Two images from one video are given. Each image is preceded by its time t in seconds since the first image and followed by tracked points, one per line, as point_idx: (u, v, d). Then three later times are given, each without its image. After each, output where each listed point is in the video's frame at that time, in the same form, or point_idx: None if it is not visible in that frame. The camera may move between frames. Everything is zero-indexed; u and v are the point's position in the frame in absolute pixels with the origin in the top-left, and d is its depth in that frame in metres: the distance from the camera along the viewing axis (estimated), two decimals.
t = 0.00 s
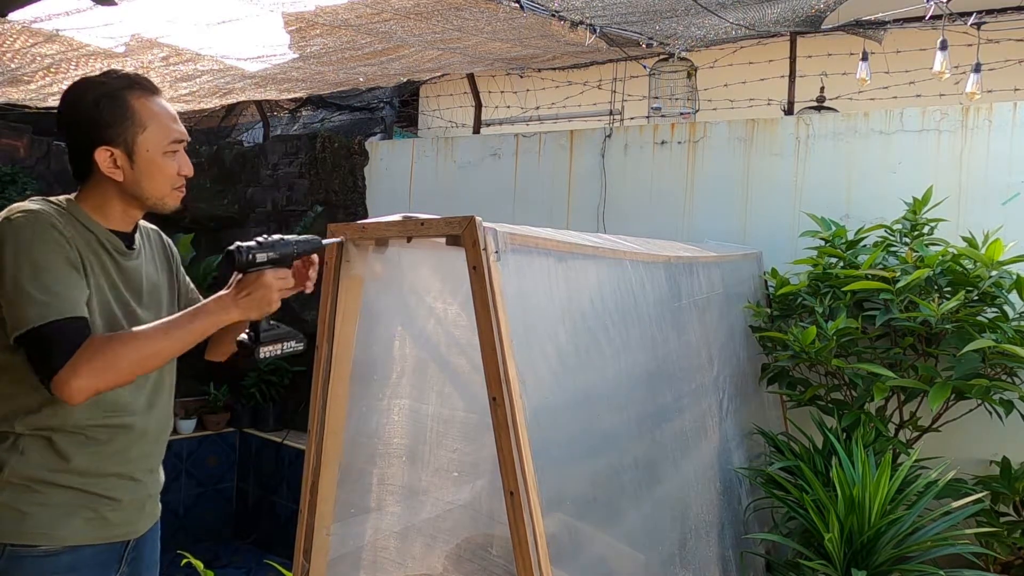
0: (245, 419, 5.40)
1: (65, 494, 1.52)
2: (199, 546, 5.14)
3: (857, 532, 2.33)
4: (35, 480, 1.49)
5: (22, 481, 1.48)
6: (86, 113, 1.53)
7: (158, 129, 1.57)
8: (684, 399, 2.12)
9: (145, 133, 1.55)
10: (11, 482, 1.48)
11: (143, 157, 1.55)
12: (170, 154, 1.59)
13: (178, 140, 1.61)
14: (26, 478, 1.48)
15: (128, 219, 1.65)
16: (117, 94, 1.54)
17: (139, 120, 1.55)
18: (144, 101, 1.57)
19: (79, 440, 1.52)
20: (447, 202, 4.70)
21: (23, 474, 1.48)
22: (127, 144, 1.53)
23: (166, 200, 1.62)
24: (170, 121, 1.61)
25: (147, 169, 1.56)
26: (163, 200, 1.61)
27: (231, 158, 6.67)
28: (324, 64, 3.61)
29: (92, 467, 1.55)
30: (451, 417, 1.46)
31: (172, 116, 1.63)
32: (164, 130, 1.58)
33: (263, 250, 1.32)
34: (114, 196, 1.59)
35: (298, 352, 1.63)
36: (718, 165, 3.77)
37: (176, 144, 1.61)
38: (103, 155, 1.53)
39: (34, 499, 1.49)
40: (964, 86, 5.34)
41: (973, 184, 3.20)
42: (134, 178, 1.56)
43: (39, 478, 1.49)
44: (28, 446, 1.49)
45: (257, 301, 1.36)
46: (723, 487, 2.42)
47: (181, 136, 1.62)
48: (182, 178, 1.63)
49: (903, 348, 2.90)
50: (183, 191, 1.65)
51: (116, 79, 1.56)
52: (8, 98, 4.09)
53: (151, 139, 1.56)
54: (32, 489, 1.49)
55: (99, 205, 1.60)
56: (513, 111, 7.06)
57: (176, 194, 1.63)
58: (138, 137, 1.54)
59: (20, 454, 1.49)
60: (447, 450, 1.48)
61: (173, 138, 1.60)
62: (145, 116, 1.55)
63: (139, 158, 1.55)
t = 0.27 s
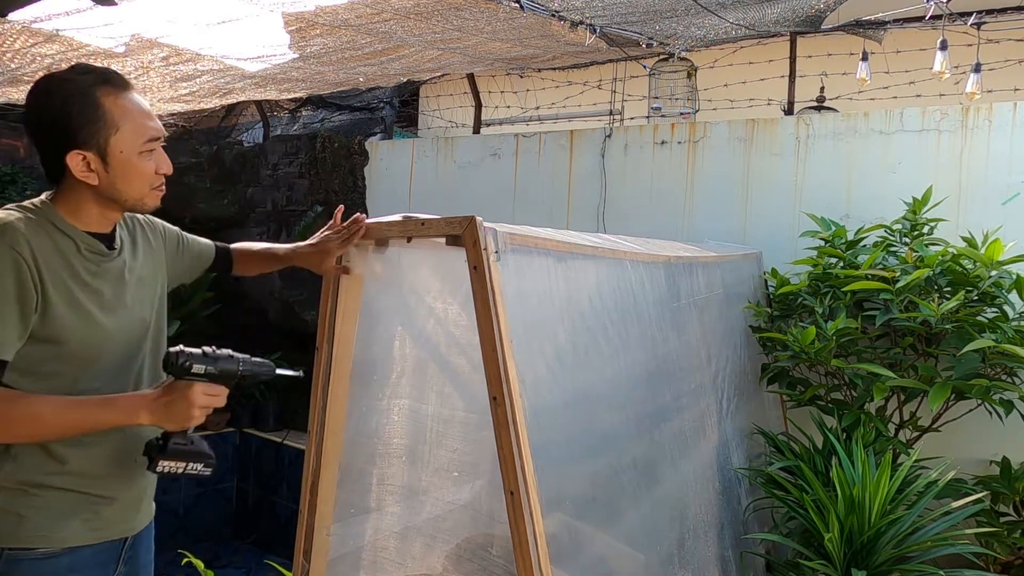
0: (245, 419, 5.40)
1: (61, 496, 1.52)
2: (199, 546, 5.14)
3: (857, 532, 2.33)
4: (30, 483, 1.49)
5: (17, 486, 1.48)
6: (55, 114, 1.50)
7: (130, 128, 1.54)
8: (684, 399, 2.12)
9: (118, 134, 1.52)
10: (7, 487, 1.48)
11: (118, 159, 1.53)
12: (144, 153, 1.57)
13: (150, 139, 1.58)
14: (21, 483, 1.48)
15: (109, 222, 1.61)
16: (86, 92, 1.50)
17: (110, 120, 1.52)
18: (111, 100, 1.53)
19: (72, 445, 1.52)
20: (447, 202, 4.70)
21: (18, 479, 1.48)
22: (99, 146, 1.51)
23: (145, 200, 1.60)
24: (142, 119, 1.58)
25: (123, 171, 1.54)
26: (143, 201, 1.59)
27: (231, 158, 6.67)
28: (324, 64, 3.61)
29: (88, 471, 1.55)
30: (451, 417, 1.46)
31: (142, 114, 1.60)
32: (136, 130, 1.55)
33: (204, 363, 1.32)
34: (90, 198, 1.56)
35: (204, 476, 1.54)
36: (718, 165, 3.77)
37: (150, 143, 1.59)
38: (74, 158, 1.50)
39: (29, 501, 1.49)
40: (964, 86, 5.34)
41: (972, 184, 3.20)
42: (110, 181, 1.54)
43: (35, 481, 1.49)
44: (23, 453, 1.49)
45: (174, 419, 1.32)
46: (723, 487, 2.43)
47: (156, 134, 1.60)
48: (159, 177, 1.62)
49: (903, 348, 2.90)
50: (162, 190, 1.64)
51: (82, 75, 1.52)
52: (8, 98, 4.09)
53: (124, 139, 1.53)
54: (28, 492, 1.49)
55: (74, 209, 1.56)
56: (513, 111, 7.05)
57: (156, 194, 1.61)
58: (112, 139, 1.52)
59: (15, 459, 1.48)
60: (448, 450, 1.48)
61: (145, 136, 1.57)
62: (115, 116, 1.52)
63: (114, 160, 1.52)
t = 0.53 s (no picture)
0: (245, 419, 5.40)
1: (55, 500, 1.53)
2: (199, 546, 5.14)
3: (857, 532, 2.33)
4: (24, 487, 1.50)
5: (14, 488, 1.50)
6: (41, 116, 1.53)
7: (116, 129, 1.57)
8: (684, 399, 2.12)
9: (102, 135, 1.55)
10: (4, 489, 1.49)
11: (102, 159, 1.55)
12: (130, 154, 1.60)
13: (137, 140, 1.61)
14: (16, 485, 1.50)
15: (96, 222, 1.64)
16: (70, 92, 1.53)
17: (94, 120, 1.55)
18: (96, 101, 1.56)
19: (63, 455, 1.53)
20: (446, 202, 4.70)
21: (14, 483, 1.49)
22: (84, 147, 1.54)
23: (132, 203, 1.62)
24: (128, 119, 1.61)
25: (108, 171, 1.56)
26: (129, 201, 1.61)
27: (231, 158, 6.67)
28: (324, 64, 3.61)
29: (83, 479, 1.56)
30: (451, 416, 1.46)
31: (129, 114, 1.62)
32: (122, 130, 1.58)
33: (146, 431, 1.43)
34: (77, 199, 1.58)
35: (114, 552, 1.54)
36: (719, 165, 3.76)
37: (136, 143, 1.61)
38: (59, 159, 1.53)
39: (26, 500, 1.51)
40: (964, 86, 5.34)
41: (972, 184, 3.20)
42: (96, 181, 1.56)
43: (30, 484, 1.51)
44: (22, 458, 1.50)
45: (99, 483, 1.39)
46: (723, 487, 2.43)
47: (141, 134, 1.62)
48: (147, 178, 1.64)
49: (903, 348, 2.90)
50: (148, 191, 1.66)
51: (66, 75, 1.54)
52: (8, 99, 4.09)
53: (109, 139, 1.56)
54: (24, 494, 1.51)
55: (60, 211, 1.59)
56: (512, 111, 7.05)
57: (142, 195, 1.63)
58: (96, 140, 1.54)
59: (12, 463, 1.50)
60: (448, 450, 1.48)
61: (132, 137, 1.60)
62: (100, 117, 1.55)
63: (98, 161, 1.55)
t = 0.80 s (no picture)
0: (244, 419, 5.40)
1: (129, 526, 1.49)
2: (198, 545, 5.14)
3: (857, 532, 2.33)
4: (95, 514, 1.46)
5: (84, 517, 1.46)
6: (112, 126, 1.53)
7: (159, 141, 1.47)
8: (684, 399, 2.12)
9: (151, 148, 1.47)
10: (71, 518, 1.46)
11: (138, 170, 1.47)
12: (171, 169, 1.48)
13: (187, 155, 1.49)
14: (89, 514, 1.46)
15: (157, 241, 1.52)
16: (146, 113, 1.50)
17: (145, 132, 1.48)
18: (162, 114, 1.51)
19: (129, 476, 1.49)
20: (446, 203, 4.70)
21: (85, 512, 1.45)
22: (129, 156, 1.48)
23: (176, 223, 1.50)
24: (191, 135, 1.51)
25: (140, 183, 1.47)
26: (159, 219, 1.48)
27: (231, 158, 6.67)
28: (324, 64, 3.61)
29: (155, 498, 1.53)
30: (451, 416, 1.45)
31: (200, 133, 1.53)
32: (166, 143, 1.47)
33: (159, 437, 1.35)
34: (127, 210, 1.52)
35: None
36: (718, 165, 3.76)
37: (185, 159, 1.49)
38: (110, 165, 1.51)
39: (98, 531, 1.46)
40: (964, 86, 5.33)
41: (972, 184, 3.20)
42: (133, 192, 1.48)
43: (103, 511, 1.46)
44: (91, 485, 1.46)
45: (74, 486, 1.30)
46: (723, 486, 2.43)
47: (207, 155, 1.53)
48: (188, 199, 1.49)
49: (903, 348, 2.90)
50: (198, 213, 1.53)
51: (158, 102, 1.53)
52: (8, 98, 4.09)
53: (148, 151, 1.47)
54: (96, 523, 1.46)
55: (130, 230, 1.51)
56: (513, 111, 7.06)
57: (187, 215, 1.50)
58: (141, 153, 1.47)
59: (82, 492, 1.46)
60: (448, 450, 1.48)
61: (186, 152, 1.49)
62: (149, 128, 1.48)
63: (141, 173, 1.46)
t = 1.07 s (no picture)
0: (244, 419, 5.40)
1: (155, 540, 1.41)
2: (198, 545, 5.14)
3: (857, 532, 2.33)
4: (122, 528, 1.37)
5: (109, 532, 1.36)
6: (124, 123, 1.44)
7: (178, 144, 1.40)
8: (684, 399, 2.12)
9: (166, 149, 1.39)
10: (95, 533, 1.36)
11: (154, 172, 1.39)
12: (188, 173, 1.41)
13: (206, 161, 1.42)
14: (115, 528, 1.37)
15: (170, 244, 1.46)
16: (163, 112, 1.42)
17: (161, 134, 1.40)
18: (180, 115, 1.43)
19: (154, 489, 1.41)
20: (446, 203, 4.70)
21: (112, 526, 1.36)
22: (143, 157, 1.40)
23: (185, 228, 1.43)
24: (210, 140, 1.43)
25: (156, 186, 1.40)
26: (174, 224, 1.41)
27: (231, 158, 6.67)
28: (324, 64, 3.61)
29: (182, 510, 1.45)
30: (451, 417, 1.45)
31: (218, 136, 1.46)
32: (185, 147, 1.40)
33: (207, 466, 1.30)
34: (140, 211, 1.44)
35: None
36: (718, 165, 3.77)
37: (204, 164, 1.42)
38: (121, 164, 1.42)
39: (125, 545, 1.37)
40: (964, 86, 5.33)
41: (972, 184, 3.20)
42: (147, 194, 1.41)
43: (130, 525, 1.38)
44: (115, 498, 1.37)
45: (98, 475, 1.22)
46: (723, 487, 2.43)
47: (225, 160, 1.46)
48: (205, 204, 1.43)
49: (903, 348, 2.90)
50: (210, 219, 1.46)
51: (175, 101, 1.45)
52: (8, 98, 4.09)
53: (166, 154, 1.39)
54: (123, 537, 1.37)
55: (139, 229, 1.44)
56: (513, 111, 7.06)
57: (198, 220, 1.44)
58: (155, 154, 1.40)
59: (107, 504, 1.37)
60: (448, 450, 1.48)
61: (204, 158, 1.42)
62: (166, 129, 1.39)
63: (154, 174, 1.39)
